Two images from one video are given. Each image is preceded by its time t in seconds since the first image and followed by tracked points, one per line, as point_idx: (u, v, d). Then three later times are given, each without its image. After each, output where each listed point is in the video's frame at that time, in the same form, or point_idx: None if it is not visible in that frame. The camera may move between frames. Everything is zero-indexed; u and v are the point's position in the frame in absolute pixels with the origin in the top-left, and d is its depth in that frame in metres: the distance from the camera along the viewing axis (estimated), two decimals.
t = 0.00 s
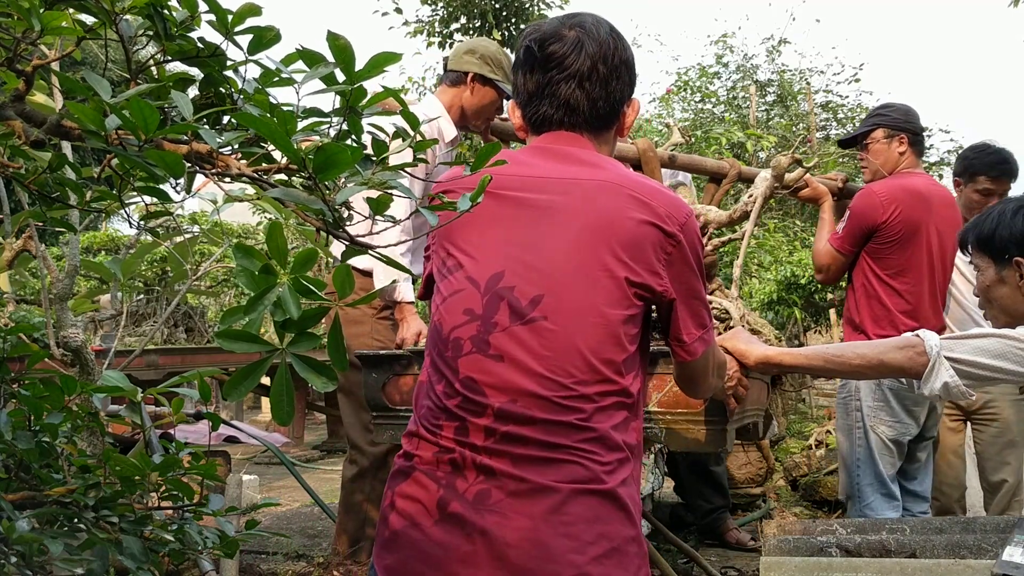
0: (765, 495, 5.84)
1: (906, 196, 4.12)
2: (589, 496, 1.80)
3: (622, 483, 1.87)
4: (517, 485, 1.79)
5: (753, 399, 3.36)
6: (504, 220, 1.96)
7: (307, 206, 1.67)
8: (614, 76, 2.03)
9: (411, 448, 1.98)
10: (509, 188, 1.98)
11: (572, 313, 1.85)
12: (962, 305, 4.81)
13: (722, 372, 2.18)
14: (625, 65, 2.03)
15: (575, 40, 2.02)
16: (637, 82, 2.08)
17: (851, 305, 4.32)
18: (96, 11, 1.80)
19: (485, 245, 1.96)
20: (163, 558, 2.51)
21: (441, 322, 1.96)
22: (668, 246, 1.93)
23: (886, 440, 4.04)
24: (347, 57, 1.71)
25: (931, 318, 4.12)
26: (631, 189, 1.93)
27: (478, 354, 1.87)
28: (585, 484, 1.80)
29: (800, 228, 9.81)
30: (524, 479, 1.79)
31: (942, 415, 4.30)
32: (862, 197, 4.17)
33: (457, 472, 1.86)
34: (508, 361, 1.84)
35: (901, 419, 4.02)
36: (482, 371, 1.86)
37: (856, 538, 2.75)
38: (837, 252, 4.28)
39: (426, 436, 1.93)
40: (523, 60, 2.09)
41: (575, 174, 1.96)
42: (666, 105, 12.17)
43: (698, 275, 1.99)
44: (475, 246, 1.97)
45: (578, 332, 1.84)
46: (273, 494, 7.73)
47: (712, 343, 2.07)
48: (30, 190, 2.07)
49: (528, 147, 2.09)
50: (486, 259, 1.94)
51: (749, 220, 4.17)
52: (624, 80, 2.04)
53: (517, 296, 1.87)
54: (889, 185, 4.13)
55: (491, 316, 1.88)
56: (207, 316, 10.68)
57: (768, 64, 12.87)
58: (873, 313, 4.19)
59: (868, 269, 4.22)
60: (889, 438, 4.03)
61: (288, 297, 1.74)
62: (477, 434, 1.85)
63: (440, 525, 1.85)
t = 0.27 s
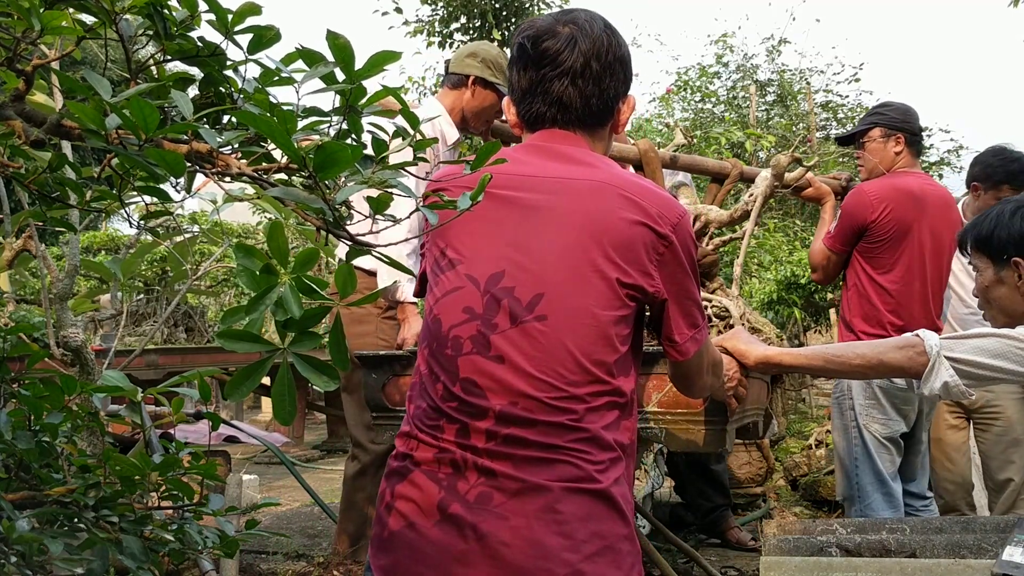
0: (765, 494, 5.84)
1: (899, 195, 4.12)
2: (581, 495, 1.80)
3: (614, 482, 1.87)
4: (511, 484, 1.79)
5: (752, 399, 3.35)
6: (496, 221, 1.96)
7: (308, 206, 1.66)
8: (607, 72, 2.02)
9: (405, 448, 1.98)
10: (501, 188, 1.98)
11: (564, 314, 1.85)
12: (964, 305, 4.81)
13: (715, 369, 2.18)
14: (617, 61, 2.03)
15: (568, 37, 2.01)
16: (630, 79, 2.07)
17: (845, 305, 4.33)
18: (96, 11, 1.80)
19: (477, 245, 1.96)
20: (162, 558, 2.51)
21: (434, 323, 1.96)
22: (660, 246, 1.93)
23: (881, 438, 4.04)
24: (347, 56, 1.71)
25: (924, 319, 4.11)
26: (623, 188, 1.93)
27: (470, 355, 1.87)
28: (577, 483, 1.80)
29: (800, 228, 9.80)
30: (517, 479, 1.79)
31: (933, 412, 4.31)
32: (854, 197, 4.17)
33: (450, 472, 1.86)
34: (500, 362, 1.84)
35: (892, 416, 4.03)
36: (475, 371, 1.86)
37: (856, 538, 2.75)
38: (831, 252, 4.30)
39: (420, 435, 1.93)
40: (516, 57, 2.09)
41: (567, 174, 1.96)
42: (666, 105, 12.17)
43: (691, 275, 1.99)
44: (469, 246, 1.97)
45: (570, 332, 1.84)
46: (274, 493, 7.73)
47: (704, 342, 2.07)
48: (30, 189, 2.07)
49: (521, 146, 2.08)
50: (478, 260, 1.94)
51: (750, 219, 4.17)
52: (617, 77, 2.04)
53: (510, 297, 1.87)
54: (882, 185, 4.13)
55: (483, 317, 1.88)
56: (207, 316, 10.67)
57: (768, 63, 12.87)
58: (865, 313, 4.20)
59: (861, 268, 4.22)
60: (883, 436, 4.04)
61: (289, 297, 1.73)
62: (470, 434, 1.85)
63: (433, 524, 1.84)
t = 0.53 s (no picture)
0: (765, 494, 5.84)
1: (903, 195, 4.12)
2: (579, 494, 1.80)
3: (612, 481, 1.87)
4: (509, 484, 1.79)
5: (752, 398, 3.35)
6: (494, 221, 1.96)
7: (307, 205, 1.66)
8: (603, 71, 2.02)
9: (402, 448, 1.98)
10: (499, 189, 1.98)
11: (561, 315, 1.85)
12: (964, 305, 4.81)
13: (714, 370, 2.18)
14: (614, 60, 2.03)
15: (564, 35, 2.01)
16: (627, 78, 2.07)
17: (847, 304, 4.32)
18: (96, 11, 1.80)
19: (475, 246, 1.96)
20: (162, 557, 2.51)
21: (431, 323, 1.96)
22: (657, 247, 1.92)
23: (885, 437, 4.05)
24: (347, 55, 1.71)
25: (928, 317, 4.11)
26: (620, 189, 1.93)
27: (468, 356, 1.87)
28: (575, 483, 1.80)
29: (800, 228, 9.80)
30: (515, 479, 1.79)
31: (943, 412, 4.31)
32: (858, 196, 4.17)
33: (447, 472, 1.86)
34: (498, 363, 1.84)
35: (897, 414, 4.03)
36: (472, 372, 1.86)
37: (856, 538, 2.75)
38: (834, 250, 4.29)
39: (417, 436, 1.94)
40: (512, 56, 2.09)
41: (564, 174, 1.96)
42: (666, 105, 12.17)
43: (689, 275, 1.99)
44: (467, 247, 1.97)
45: (567, 333, 1.84)
46: (274, 493, 7.73)
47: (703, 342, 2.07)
48: (30, 190, 2.08)
49: (518, 146, 2.08)
50: (474, 260, 1.94)
51: (751, 218, 4.17)
52: (613, 76, 2.03)
53: (507, 298, 1.87)
54: (885, 185, 4.13)
55: (481, 317, 1.88)
56: (207, 316, 10.67)
57: (768, 63, 12.86)
58: (868, 312, 4.20)
59: (864, 267, 4.22)
60: (887, 435, 4.04)
61: (289, 298, 1.74)
62: (468, 434, 1.85)
63: (432, 524, 1.84)
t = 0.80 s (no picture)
0: (765, 494, 5.84)
1: (906, 196, 4.12)
2: (578, 494, 1.80)
3: (611, 481, 1.87)
4: (509, 484, 1.79)
5: (753, 400, 3.34)
6: (494, 221, 1.96)
7: (307, 206, 1.66)
8: (602, 71, 2.02)
9: (402, 447, 1.98)
10: (498, 189, 1.98)
11: (561, 316, 1.85)
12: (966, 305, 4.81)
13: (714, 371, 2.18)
14: (613, 60, 2.03)
15: (564, 35, 2.01)
16: (626, 78, 2.07)
17: (848, 304, 4.32)
18: (96, 11, 1.80)
19: (474, 246, 1.96)
20: (162, 558, 2.51)
21: (431, 323, 1.96)
22: (657, 247, 1.93)
23: (883, 437, 4.04)
24: (347, 56, 1.71)
25: (930, 319, 4.11)
26: (620, 189, 1.93)
27: (467, 356, 1.87)
28: (575, 482, 1.81)
29: (800, 228, 9.80)
30: (514, 479, 1.79)
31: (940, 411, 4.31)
32: (860, 196, 4.17)
33: (447, 472, 1.86)
34: (497, 363, 1.84)
35: (895, 415, 4.03)
36: (471, 373, 1.86)
37: (856, 538, 2.75)
38: (837, 251, 4.29)
39: (417, 435, 1.94)
40: (511, 56, 2.08)
41: (564, 175, 1.96)
42: (666, 105, 12.17)
43: (688, 276, 1.99)
44: (466, 248, 1.97)
45: (566, 334, 1.84)
46: (274, 494, 7.73)
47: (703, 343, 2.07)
48: (30, 190, 2.08)
49: (518, 146, 2.09)
50: (473, 261, 1.94)
51: (759, 221, 4.18)
52: (613, 75, 2.03)
53: (506, 298, 1.87)
54: (888, 185, 4.13)
55: (480, 317, 1.88)
56: (207, 316, 10.68)
57: (768, 64, 12.86)
58: (869, 313, 4.20)
59: (865, 268, 4.22)
60: (885, 435, 4.04)
61: (288, 298, 1.74)
62: (467, 434, 1.85)
63: (431, 524, 1.85)
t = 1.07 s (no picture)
0: (765, 494, 5.83)
1: (910, 197, 4.12)
2: (571, 495, 1.81)
3: (606, 482, 1.87)
4: (504, 485, 1.79)
5: (753, 401, 3.32)
6: (491, 221, 1.96)
7: (307, 205, 1.66)
8: (604, 72, 2.02)
9: (397, 446, 1.98)
10: (497, 189, 1.98)
11: (556, 317, 1.85)
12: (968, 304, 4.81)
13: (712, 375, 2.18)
14: (614, 61, 2.03)
15: (565, 35, 2.01)
16: (627, 78, 2.07)
17: (850, 305, 4.33)
18: (96, 11, 1.80)
19: (471, 246, 1.96)
20: (162, 558, 2.51)
21: (427, 322, 1.96)
22: (654, 251, 1.92)
23: (883, 439, 4.04)
24: (347, 55, 1.71)
25: (930, 321, 4.11)
26: (618, 192, 1.93)
27: (463, 356, 1.87)
28: (568, 483, 1.81)
29: (800, 228, 9.79)
30: (508, 479, 1.79)
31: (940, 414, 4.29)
32: (865, 197, 4.17)
33: (441, 471, 1.86)
34: (492, 363, 1.84)
35: (895, 417, 4.03)
36: (466, 373, 1.86)
37: (856, 538, 2.75)
38: (840, 251, 4.29)
39: (411, 434, 1.94)
40: (513, 57, 2.09)
41: (562, 177, 1.95)
42: (666, 105, 12.16)
43: (686, 279, 1.98)
44: (463, 248, 1.97)
45: (561, 335, 1.84)
46: (274, 494, 7.73)
47: (700, 347, 2.07)
48: (30, 189, 2.08)
49: (518, 146, 2.08)
50: (470, 261, 1.94)
51: (761, 221, 4.18)
52: (614, 76, 2.03)
53: (502, 299, 1.87)
54: (893, 186, 4.13)
55: (475, 318, 1.88)
56: (207, 316, 10.67)
57: (768, 64, 12.86)
58: (871, 313, 4.20)
59: (869, 269, 4.22)
60: (885, 437, 4.04)
61: (289, 297, 1.73)
62: (462, 434, 1.85)
63: (425, 523, 1.84)
